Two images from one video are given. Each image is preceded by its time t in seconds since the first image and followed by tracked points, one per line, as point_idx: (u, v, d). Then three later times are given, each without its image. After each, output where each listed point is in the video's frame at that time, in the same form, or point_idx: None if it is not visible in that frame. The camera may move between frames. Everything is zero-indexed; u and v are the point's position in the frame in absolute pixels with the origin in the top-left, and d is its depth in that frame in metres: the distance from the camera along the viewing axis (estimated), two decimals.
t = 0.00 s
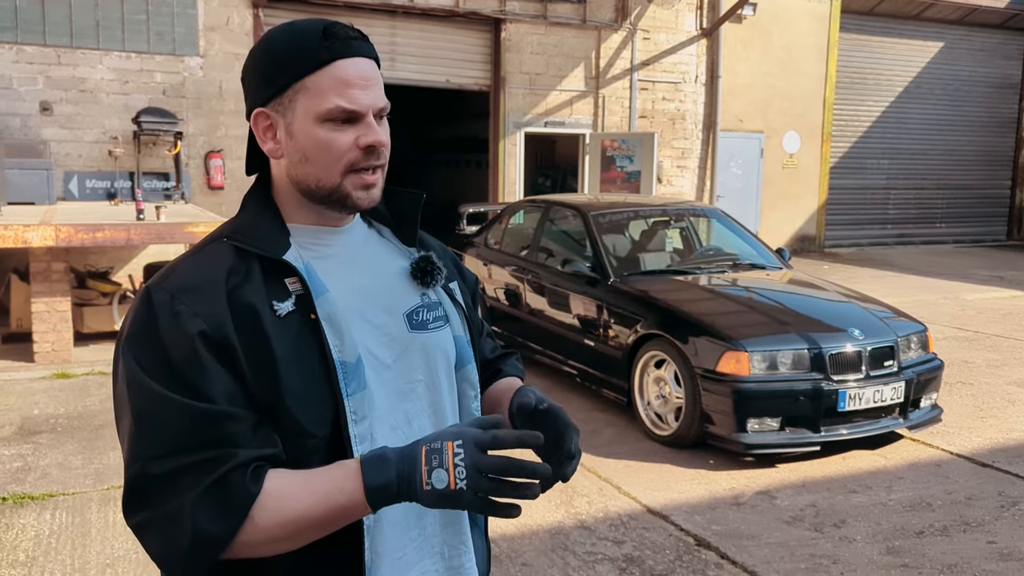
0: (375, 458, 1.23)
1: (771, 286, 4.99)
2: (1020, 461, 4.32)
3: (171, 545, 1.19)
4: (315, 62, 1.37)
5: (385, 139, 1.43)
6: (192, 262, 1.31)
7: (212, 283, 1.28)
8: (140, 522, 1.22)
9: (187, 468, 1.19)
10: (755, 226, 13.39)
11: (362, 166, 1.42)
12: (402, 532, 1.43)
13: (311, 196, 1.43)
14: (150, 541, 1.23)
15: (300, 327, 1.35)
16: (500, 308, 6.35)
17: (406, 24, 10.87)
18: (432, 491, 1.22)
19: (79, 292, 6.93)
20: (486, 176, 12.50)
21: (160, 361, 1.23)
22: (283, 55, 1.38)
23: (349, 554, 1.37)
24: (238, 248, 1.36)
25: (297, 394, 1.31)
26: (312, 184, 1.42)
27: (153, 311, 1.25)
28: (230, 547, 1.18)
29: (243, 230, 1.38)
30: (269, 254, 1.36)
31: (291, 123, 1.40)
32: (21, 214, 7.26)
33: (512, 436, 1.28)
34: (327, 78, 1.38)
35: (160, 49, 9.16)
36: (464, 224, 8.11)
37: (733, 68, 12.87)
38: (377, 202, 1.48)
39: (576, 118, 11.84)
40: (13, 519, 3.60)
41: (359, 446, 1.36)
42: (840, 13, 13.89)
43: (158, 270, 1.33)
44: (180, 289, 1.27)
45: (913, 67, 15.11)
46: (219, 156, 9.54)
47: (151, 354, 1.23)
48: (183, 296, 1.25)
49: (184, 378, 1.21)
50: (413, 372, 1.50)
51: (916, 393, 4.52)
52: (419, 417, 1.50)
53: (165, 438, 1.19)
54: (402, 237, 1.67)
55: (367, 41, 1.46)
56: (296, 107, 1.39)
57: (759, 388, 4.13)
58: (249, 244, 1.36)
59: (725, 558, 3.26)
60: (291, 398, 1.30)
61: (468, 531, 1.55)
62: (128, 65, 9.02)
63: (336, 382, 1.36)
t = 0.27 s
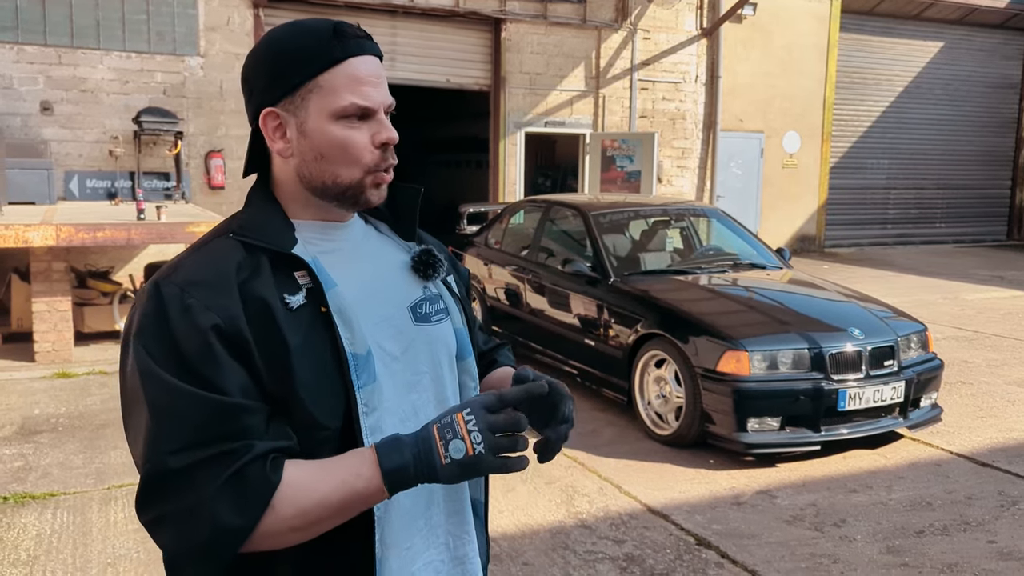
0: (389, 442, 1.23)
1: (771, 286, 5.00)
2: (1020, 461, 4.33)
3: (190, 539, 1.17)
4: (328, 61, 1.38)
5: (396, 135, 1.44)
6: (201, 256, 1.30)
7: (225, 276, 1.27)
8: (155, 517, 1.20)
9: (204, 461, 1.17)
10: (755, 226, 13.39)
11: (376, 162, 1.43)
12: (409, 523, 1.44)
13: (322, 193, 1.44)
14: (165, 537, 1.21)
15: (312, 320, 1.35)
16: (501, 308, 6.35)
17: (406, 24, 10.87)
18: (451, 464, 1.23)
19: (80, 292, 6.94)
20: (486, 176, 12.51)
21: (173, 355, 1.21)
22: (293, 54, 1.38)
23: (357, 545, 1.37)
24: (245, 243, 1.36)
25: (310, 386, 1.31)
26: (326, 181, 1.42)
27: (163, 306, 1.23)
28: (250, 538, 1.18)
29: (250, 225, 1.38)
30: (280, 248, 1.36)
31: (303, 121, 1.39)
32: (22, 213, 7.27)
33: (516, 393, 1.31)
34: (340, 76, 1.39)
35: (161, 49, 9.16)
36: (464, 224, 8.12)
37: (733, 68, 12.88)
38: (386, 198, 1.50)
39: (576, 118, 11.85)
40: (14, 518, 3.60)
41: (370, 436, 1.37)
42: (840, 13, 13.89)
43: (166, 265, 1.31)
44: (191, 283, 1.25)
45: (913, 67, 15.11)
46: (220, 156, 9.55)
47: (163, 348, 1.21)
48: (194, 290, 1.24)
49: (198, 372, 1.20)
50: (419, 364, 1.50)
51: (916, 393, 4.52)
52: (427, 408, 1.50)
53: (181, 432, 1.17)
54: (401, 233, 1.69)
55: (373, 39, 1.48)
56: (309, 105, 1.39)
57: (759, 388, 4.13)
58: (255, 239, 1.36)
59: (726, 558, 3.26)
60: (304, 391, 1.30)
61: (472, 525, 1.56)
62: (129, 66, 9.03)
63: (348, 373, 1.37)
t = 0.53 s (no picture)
0: (405, 437, 1.24)
1: (772, 285, 5.00)
2: (1021, 460, 4.33)
3: (213, 537, 1.17)
4: (332, 60, 1.39)
5: (399, 132, 1.45)
6: (212, 256, 1.31)
7: (237, 276, 1.28)
8: (175, 517, 1.20)
9: (224, 459, 1.17)
10: (756, 226, 13.40)
11: (380, 158, 1.44)
12: (414, 518, 1.44)
13: (327, 190, 1.44)
14: (185, 537, 1.20)
15: (322, 319, 1.36)
16: (501, 308, 6.35)
17: (407, 24, 10.88)
18: (468, 452, 1.24)
19: (82, 292, 6.96)
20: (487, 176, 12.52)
21: (188, 355, 1.21)
22: (296, 52, 1.38)
23: (364, 542, 1.38)
24: (253, 243, 1.36)
25: (322, 383, 1.32)
26: (331, 178, 1.43)
27: (176, 306, 1.23)
28: (272, 534, 1.18)
29: (257, 226, 1.39)
30: (288, 248, 1.37)
31: (308, 119, 1.40)
32: (24, 214, 7.28)
33: (521, 373, 1.31)
34: (344, 75, 1.39)
35: (162, 49, 9.17)
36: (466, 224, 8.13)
37: (734, 68, 12.89)
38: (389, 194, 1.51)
39: (577, 118, 11.85)
40: (16, 518, 3.61)
41: (380, 433, 1.38)
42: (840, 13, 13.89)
43: (176, 266, 1.31)
44: (204, 283, 1.26)
45: (913, 67, 15.11)
46: (221, 156, 9.56)
47: (177, 349, 1.21)
48: (206, 290, 1.25)
49: (214, 371, 1.20)
50: (425, 361, 1.51)
51: (917, 392, 4.52)
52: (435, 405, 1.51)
53: (201, 431, 1.17)
54: (400, 231, 1.70)
55: (373, 38, 1.48)
56: (313, 104, 1.39)
57: (760, 388, 4.14)
58: (262, 239, 1.36)
59: (727, 557, 3.26)
60: (314, 388, 1.31)
61: (475, 519, 1.57)
62: (130, 66, 9.03)
63: (358, 371, 1.37)
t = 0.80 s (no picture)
0: (412, 432, 1.26)
1: (772, 285, 5.00)
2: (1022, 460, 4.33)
3: (225, 533, 1.17)
4: (329, 58, 1.39)
5: (395, 130, 1.45)
6: (220, 255, 1.31)
7: (246, 274, 1.28)
8: (185, 514, 1.20)
9: (234, 455, 1.17)
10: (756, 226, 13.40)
11: (374, 157, 1.44)
12: (420, 515, 1.44)
13: (325, 189, 1.45)
14: (195, 534, 1.20)
15: (328, 317, 1.37)
16: (502, 308, 6.35)
17: (408, 24, 10.89)
18: (476, 445, 1.25)
19: (83, 292, 6.96)
20: (487, 175, 12.53)
21: (198, 353, 1.21)
22: (294, 50, 1.39)
23: (370, 538, 1.38)
24: (258, 242, 1.37)
25: (329, 381, 1.33)
26: (327, 176, 1.43)
27: (184, 305, 1.24)
28: (283, 530, 1.18)
29: (262, 225, 1.39)
30: (295, 247, 1.38)
31: (304, 116, 1.40)
32: (25, 214, 7.29)
33: (518, 363, 1.33)
34: (341, 73, 1.39)
35: (163, 49, 9.17)
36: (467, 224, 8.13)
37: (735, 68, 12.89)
38: (386, 192, 1.51)
39: (577, 118, 11.84)
40: (18, 517, 3.62)
41: (386, 430, 1.38)
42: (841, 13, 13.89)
43: (184, 265, 1.31)
44: (213, 281, 1.26)
45: (914, 67, 15.11)
46: (222, 156, 9.57)
47: (186, 347, 1.22)
48: (215, 289, 1.25)
49: (224, 369, 1.21)
50: (428, 359, 1.51)
51: (918, 392, 4.53)
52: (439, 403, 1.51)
53: (212, 427, 1.17)
54: (402, 231, 1.70)
55: (372, 37, 1.48)
56: (309, 102, 1.39)
57: (761, 387, 4.14)
58: (268, 238, 1.37)
59: (728, 557, 3.27)
60: (321, 386, 1.32)
61: (477, 516, 1.57)
62: (131, 65, 9.04)
63: (364, 369, 1.38)
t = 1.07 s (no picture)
0: (414, 430, 1.26)
1: (773, 285, 5.00)
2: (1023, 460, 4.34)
3: (229, 530, 1.17)
4: (327, 58, 1.39)
5: (393, 132, 1.45)
6: (222, 254, 1.32)
7: (248, 273, 1.29)
8: (189, 511, 1.20)
9: (237, 453, 1.18)
10: (757, 226, 13.40)
11: (372, 158, 1.44)
12: (424, 514, 1.45)
13: (325, 189, 1.45)
14: (199, 531, 1.20)
15: (330, 317, 1.37)
16: (503, 308, 6.36)
17: (409, 25, 10.89)
18: (476, 442, 1.26)
19: (83, 292, 6.96)
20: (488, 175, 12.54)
21: (201, 352, 1.22)
22: (293, 52, 1.39)
23: (373, 536, 1.39)
24: (261, 242, 1.37)
25: (331, 380, 1.33)
26: (325, 177, 1.43)
27: (188, 303, 1.24)
28: (286, 527, 1.19)
29: (265, 225, 1.39)
30: (297, 246, 1.38)
31: (303, 117, 1.41)
32: (26, 214, 7.29)
33: (514, 358, 1.32)
34: (339, 74, 1.40)
35: (164, 49, 9.18)
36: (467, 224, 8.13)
37: (735, 68, 12.90)
38: (386, 193, 1.51)
39: (578, 118, 11.84)
40: (20, 517, 3.62)
41: (388, 429, 1.39)
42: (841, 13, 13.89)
43: (188, 265, 1.32)
44: (215, 281, 1.27)
45: (914, 67, 15.12)
46: (223, 156, 9.57)
47: (189, 346, 1.22)
48: (217, 288, 1.26)
49: (227, 368, 1.21)
50: (431, 358, 1.52)
51: (918, 392, 4.53)
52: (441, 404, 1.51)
53: (215, 425, 1.18)
54: (405, 231, 1.71)
55: (374, 38, 1.49)
56: (308, 103, 1.40)
57: (762, 387, 4.15)
58: (271, 238, 1.37)
59: (730, 556, 3.27)
60: (324, 385, 1.32)
61: (480, 515, 1.58)
62: (132, 66, 9.04)
63: (366, 368, 1.38)
